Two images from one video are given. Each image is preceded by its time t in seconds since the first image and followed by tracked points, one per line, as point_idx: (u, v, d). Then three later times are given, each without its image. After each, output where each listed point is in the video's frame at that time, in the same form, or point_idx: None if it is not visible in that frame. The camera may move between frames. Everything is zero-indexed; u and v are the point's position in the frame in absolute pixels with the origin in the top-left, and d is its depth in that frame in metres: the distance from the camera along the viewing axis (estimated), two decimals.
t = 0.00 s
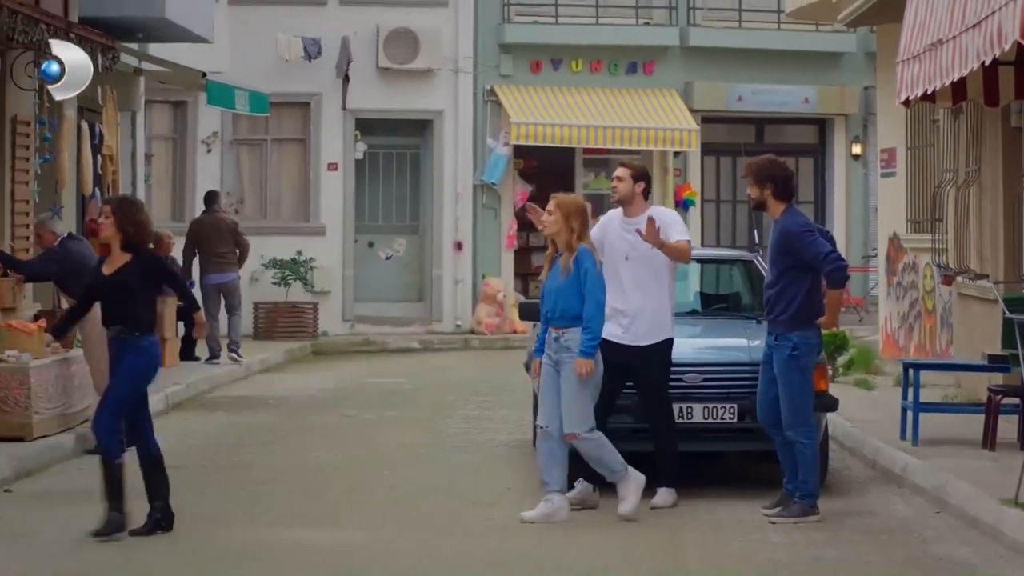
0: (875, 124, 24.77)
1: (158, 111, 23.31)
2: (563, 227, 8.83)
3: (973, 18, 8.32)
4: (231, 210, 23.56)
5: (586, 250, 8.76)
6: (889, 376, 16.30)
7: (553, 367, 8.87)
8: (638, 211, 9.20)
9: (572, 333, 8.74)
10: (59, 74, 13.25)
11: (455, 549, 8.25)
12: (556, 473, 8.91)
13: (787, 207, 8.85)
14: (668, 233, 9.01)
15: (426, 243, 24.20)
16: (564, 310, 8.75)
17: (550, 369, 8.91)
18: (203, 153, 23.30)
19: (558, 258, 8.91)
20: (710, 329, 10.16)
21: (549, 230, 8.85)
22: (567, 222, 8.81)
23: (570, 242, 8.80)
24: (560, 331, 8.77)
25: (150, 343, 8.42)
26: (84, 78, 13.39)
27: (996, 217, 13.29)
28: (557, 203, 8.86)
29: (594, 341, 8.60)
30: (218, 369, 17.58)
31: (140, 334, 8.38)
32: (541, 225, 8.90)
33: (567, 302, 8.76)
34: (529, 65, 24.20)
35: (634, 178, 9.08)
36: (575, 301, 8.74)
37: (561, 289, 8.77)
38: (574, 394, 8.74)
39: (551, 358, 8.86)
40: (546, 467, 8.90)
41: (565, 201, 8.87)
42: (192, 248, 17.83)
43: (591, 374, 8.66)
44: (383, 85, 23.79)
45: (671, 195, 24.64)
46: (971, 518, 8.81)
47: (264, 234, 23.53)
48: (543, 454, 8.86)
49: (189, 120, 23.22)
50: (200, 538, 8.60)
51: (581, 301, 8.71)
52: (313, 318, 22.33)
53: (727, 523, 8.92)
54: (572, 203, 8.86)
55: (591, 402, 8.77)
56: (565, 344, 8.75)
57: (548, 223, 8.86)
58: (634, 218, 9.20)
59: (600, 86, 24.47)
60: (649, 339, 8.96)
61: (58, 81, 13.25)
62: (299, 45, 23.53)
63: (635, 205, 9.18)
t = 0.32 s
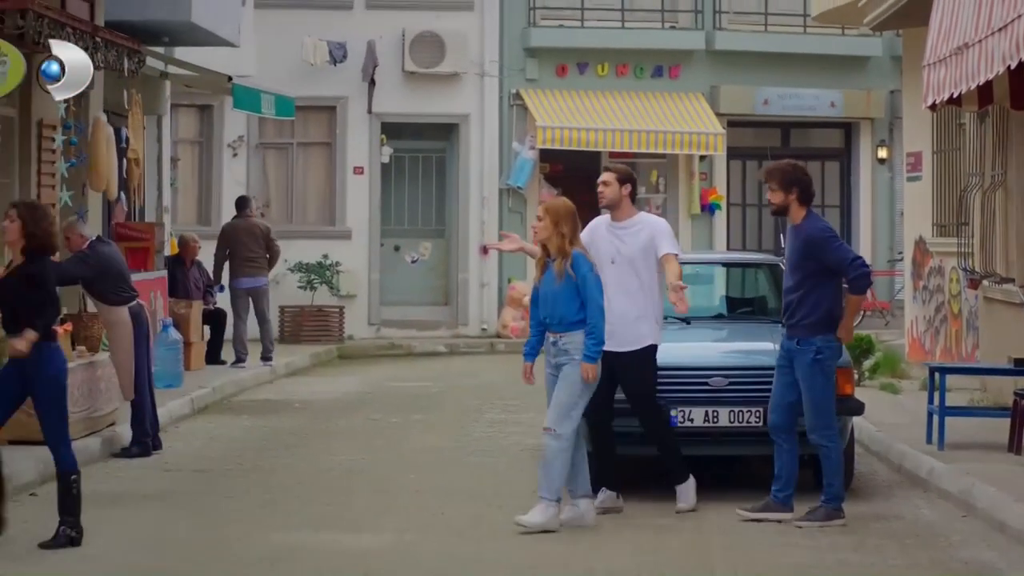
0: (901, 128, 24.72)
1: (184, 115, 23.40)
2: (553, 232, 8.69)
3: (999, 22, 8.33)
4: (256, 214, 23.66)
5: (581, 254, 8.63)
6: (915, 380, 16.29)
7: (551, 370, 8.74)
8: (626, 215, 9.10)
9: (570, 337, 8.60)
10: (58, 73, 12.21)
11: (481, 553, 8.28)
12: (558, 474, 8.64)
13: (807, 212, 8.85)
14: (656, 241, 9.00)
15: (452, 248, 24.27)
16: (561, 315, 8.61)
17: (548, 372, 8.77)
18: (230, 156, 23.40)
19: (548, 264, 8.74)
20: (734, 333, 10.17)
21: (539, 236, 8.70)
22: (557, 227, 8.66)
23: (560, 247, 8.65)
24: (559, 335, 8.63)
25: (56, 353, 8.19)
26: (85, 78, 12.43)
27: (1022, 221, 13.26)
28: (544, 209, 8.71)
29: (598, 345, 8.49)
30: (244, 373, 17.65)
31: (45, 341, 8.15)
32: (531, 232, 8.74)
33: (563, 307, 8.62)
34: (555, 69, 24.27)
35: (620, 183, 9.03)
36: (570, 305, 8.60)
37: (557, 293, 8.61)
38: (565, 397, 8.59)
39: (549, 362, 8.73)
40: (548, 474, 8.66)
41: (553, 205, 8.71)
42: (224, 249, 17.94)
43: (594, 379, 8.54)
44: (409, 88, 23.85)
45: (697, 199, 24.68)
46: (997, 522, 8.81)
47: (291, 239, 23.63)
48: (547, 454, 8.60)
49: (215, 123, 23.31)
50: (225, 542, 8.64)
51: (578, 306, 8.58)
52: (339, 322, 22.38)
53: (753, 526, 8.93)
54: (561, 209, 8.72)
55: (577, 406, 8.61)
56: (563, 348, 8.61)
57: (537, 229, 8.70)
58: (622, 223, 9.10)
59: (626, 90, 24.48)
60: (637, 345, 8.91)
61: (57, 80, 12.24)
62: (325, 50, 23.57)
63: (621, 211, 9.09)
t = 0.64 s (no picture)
0: (917, 129, 24.69)
1: (199, 117, 23.45)
2: (544, 233, 8.59)
3: (1014, 23, 8.34)
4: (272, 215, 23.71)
5: (570, 257, 8.54)
6: (931, 382, 16.28)
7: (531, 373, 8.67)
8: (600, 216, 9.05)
9: (549, 339, 8.51)
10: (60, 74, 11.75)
11: (496, 555, 8.31)
12: (551, 483, 8.60)
13: (802, 215, 8.84)
14: (630, 241, 8.92)
15: (468, 249, 24.32)
16: (542, 316, 8.53)
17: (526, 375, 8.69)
18: (246, 158, 23.44)
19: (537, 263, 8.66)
20: (750, 334, 10.18)
21: (531, 236, 8.60)
22: (549, 227, 8.56)
23: (552, 249, 8.55)
24: (538, 337, 8.55)
25: None
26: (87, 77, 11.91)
27: None
28: (537, 209, 8.60)
29: (579, 350, 8.41)
30: (259, 374, 17.71)
31: None
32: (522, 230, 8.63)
33: (545, 309, 8.54)
34: (571, 71, 24.29)
35: (596, 184, 8.91)
36: (552, 308, 8.52)
37: (541, 294, 8.54)
38: (545, 403, 8.52)
39: (529, 364, 8.65)
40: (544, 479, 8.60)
41: (546, 205, 8.60)
42: (258, 249, 18.05)
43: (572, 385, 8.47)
44: (425, 90, 23.88)
45: (712, 201, 24.71)
46: (1013, 524, 8.82)
47: (306, 241, 23.69)
48: (538, 462, 8.54)
49: (231, 124, 23.35)
50: (241, 544, 8.69)
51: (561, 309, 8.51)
52: (354, 323, 22.42)
53: (769, 528, 8.96)
54: (554, 208, 8.60)
55: (559, 412, 8.53)
56: (542, 350, 8.53)
57: (529, 228, 8.61)
58: (596, 223, 9.03)
59: (642, 92, 24.49)
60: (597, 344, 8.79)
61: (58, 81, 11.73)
62: (340, 52, 23.62)
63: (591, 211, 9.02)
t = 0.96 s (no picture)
0: (932, 129, 24.68)
1: (213, 117, 23.52)
2: (530, 231, 8.53)
3: None
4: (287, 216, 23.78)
5: (551, 257, 8.44)
6: (944, 382, 16.29)
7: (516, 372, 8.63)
8: (568, 218, 9.05)
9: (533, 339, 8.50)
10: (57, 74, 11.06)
11: (512, 554, 8.35)
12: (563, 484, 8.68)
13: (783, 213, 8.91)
14: (589, 247, 8.94)
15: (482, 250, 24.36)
16: (525, 315, 8.53)
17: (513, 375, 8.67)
18: (260, 158, 23.51)
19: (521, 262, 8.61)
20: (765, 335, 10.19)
21: (516, 234, 8.54)
22: (535, 226, 8.52)
23: (534, 248, 8.48)
24: (523, 337, 8.55)
25: None
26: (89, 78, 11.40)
27: None
28: (524, 206, 8.53)
29: (546, 350, 8.32)
30: (274, 375, 17.78)
31: None
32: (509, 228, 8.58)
33: (529, 308, 8.52)
34: (586, 71, 24.34)
35: (564, 186, 8.99)
36: (534, 308, 8.50)
37: (524, 293, 8.51)
38: (540, 404, 8.54)
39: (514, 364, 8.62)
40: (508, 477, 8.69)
41: (534, 204, 8.56)
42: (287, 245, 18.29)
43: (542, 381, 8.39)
44: (440, 90, 23.94)
45: (727, 201, 24.73)
46: None
47: (320, 241, 23.77)
48: (545, 466, 8.62)
49: (246, 124, 23.42)
50: (254, 544, 8.74)
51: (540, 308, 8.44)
52: (369, 324, 22.48)
53: (784, 528, 8.99)
54: (541, 208, 8.55)
55: (557, 413, 8.57)
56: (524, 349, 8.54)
57: (514, 227, 8.55)
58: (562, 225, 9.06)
59: (656, 92, 24.52)
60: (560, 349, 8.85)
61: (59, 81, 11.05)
62: (355, 52, 23.68)
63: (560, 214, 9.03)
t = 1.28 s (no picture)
0: (949, 129, 24.63)
1: (230, 118, 23.57)
2: (506, 234, 8.47)
3: None
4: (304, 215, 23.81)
5: (526, 259, 8.41)
6: (961, 383, 16.25)
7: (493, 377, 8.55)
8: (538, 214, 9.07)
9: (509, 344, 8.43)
10: (59, 74, 11.06)
11: (528, 554, 8.36)
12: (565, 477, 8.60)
13: (769, 211, 8.95)
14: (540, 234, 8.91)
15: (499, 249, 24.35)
16: (501, 319, 8.45)
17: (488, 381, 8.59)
18: (277, 158, 23.54)
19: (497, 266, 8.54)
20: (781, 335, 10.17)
21: (491, 237, 8.48)
22: (511, 229, 8.45)
23: (510, 250, 8.43)
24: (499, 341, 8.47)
25: None
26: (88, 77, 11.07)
27: None
28: (501, 209, 8.48)
29: (516, 356, 8.31)
30: (290, 375, 17.82)
31: None
32: (484, 231, 8.53)
33: (504, 312, 8.45)
34: (602, 71, 24.34)
35: (533, 182, 9.01)
36: (510, 311, 8.43)
37: (500, 297, 8.45)
38: (522, 406, 8.47)
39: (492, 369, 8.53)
40: (475, 481, 8.64)
41: (511, 207, 8.51)
42: (315, 247, 18.45)
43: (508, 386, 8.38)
44: (457, 89, 23.97)
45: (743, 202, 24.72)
46: None
47: (336, 240, 23.80)
48: (546, 464, 8.52)
49: (262, 124, 23.46)
50: (270, 544, 8.76)
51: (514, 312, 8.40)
52: (385, 324, 22.49)
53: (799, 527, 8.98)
54: (517, 211, 8.50)
55: (542, 413, 8.49)
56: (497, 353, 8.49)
57: (490, 229, 8.49)
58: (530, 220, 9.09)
59: (673, 92, 24.51)
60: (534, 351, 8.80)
61: (57, 80, 10.99)
62: (371, 52, 23.70)
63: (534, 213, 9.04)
